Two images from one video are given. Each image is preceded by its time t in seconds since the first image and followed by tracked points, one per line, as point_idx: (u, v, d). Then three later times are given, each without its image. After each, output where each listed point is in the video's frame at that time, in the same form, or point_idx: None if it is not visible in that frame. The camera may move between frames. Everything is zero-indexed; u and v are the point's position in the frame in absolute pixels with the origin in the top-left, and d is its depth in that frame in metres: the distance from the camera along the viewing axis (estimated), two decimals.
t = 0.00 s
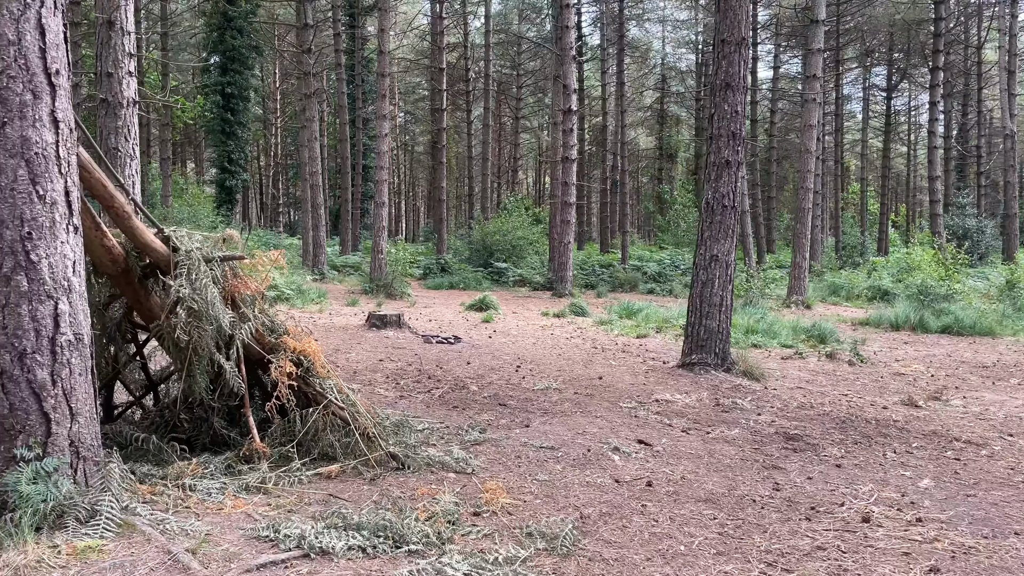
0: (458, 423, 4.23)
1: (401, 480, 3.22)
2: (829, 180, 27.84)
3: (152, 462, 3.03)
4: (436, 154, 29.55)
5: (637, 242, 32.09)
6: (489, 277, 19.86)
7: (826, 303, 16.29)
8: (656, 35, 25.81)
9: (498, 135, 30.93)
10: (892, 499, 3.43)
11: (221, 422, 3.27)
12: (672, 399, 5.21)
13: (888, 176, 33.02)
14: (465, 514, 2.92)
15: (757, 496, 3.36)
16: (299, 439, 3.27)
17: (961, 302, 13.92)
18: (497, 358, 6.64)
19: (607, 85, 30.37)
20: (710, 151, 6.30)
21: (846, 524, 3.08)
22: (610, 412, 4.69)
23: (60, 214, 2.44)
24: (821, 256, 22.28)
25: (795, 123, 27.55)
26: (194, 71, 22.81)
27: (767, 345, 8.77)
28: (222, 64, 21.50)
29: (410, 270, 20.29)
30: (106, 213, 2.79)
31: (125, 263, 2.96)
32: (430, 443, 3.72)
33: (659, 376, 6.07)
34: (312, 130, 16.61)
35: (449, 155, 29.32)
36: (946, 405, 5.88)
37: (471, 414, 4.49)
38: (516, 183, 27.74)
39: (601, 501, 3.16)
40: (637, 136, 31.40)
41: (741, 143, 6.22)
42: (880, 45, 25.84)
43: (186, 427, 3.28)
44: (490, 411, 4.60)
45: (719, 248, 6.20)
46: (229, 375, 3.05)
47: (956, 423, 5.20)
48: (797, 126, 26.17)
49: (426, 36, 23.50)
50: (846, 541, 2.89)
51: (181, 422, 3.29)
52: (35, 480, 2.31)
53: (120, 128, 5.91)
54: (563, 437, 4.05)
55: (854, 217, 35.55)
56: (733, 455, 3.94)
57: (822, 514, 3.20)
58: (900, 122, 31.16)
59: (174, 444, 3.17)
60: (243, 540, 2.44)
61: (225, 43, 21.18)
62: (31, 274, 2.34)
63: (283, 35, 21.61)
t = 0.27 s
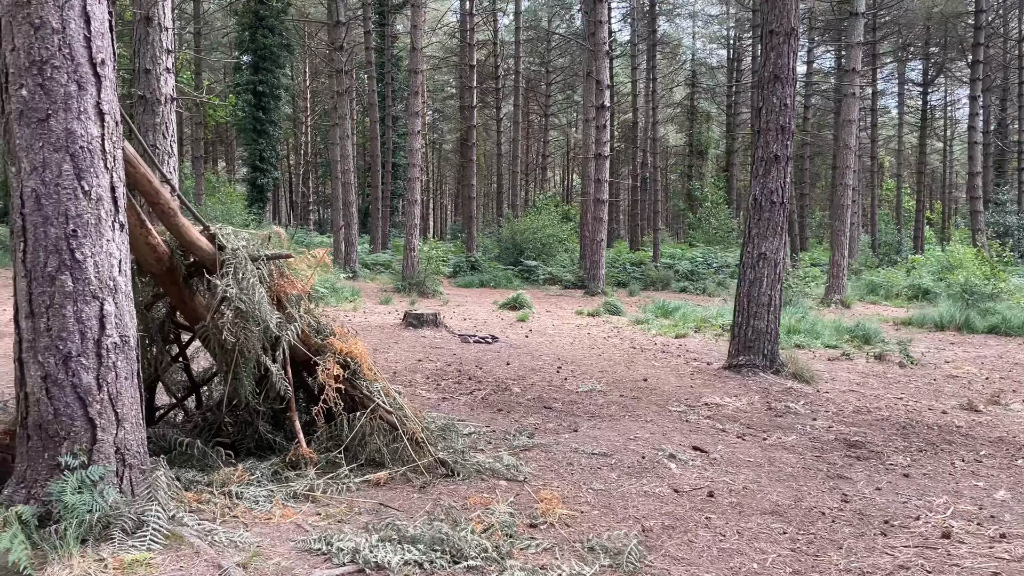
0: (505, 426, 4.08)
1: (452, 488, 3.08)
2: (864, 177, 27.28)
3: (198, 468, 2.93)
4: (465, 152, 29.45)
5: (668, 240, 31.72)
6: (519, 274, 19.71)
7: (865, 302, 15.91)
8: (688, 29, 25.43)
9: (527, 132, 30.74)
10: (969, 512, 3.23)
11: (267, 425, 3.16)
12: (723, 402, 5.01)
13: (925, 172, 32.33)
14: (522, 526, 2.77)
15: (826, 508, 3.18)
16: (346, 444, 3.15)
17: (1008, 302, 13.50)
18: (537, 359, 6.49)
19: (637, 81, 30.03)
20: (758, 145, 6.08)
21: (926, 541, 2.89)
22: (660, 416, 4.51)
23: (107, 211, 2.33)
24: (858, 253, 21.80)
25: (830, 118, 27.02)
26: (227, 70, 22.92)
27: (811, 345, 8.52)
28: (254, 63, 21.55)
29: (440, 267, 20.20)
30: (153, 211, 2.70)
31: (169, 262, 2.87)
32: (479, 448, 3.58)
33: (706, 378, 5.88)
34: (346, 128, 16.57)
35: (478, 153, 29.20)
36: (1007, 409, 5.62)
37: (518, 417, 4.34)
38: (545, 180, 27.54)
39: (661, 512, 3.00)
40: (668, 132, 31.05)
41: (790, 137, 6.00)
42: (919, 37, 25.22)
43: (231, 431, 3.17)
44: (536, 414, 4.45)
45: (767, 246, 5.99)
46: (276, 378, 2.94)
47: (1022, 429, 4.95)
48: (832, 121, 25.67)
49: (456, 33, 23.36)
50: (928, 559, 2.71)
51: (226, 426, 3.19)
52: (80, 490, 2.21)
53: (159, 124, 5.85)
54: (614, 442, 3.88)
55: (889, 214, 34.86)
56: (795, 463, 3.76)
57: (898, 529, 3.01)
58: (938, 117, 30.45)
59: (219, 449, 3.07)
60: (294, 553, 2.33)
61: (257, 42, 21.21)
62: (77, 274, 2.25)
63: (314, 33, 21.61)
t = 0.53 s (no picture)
0: (551, 434, 3.94)
1: (502, 502, 2.94)
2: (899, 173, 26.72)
3: (242, 479, 2.83)
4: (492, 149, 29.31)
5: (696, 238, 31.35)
6: (548, 273, 19.53)
7: (903, 302, 15.54)
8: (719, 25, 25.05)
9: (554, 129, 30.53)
10: None
11: (310, 435, 3.05)
12: (773, 409, 4.82)
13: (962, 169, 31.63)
14: (579, 545, 2.63)
15: (898, 527, 3.01)
16: (393, 455, 3.04)
17: None
18: (575, 361, 6.33)
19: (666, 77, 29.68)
20: (806, 141, 5.87)
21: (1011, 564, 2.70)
22: (711, 424, 4.34)
23: (152, 214, 2.23)
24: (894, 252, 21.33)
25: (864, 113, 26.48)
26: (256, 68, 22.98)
27: (854, 347, 8.27)
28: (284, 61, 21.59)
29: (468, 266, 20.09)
30: (197, 213, 2.59)
31: (213, 266, 2.77)
32: (528, 458, 3.44)
33: (752, 383, 5.70)
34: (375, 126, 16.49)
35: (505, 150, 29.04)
36: None
37: (563, 424, 4.19)
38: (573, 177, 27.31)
39: (724, 531, 2.85)
40: (697, 129, 30.67)
41: (840, 132, 5.77)
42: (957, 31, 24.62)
43: (274, 440, 3.07)
44: (582, 421, 4.30)
45: (816, 246, 5.79)
46: (321, 387, 2.82)
47: None
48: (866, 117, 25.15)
49: (484, 29, 23.21)
50: None
51: (268, 434, 3.09)
52: (125, 507, 2.11)
53: (194, 123, 5.77)
54: (666, 452, 3.72)
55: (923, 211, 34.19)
56: (858, 477, 3.58)
57: (979, 551, 2.83)
58: (975, 112, 29.75)
59: (262, 459, 2.97)
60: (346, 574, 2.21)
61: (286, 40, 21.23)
62: (121, 281, 2.15)
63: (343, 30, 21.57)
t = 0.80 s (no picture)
0: (601, 436, 3.80)
1: (559, 508, 2.81)
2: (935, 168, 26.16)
3: (292, 483, 2.74)
4: (518, 145, 29.16)
5: (726, 233, 30.98)
6: (577, 269, 19.34)
7: (942, 299, 15.17)
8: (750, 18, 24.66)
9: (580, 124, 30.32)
10: None
11: (360, 438, 2.96)
12: (828, 411, 4.65)
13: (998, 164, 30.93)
14: (645, 557, 2.49)
15: (977, 539, 2.83)
16: (446, 458, 2.93)
17: None
18: (616, 360, 6.19)
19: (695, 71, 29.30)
20: (856, 133, 5.67)
21: None
22: (766, 427, 4.17)
23: (205, 208, 2.13)
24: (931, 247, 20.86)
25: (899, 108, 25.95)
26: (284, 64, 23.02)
27: (899, 346, 8.05)
28: (312, 57, 21.60)
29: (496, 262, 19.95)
30: (247, 208, 2.50)
31: (262, 262, 2.67)
32: (582, 462, 3.30)
33: (801, 383, 5.52)
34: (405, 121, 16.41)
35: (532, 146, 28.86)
36: None
37: (611, 425, 4.05)
38: (601, 173, 27.06)
39: (794, 543, 2.70)
40: (726, 125, 30.29)
41: (893, 124, 5.56)
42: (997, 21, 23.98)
43: (323, 443, 2.97)
44: (631, 421, 4.16)
45: (868, 242, 5.60)
46: (373, 388, 2.72)
47: None
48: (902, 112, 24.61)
49: (512, 24, 23.05)
50: None
51: (317, 436, 3.00)
52: (178, 515, 2.01)
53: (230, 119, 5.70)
54: (724, 456, 3.57)
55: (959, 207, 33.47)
56: (928, 485, 3.40)
57: None
58: (1013, 106, 29.05)
59: (310, 462, 2.87)
60: None
61: (315, 37, 21.24)
62: (173, 278, 2.05)
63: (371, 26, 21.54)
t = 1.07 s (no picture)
0: (657, 444, 3.67)
1: (624, 523, 2.69)
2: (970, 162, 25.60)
3: (347, 495, 2.64)
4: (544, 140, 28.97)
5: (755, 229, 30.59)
6: (605, 266, 19.15)
7: (982, 297, 14.79)
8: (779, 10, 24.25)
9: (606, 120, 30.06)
10: None
11: (416, 448, 2.85)
12: (887, 417, 4.47)
13: None
14: None
15: None
16: (504, 470, 2.81)
17: None
18: (658, 361, 6.04)
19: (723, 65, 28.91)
20: (910, 127, 5.46)
21: None
22: (826, 434, 4.01)
23: (267, 212, 2.03)
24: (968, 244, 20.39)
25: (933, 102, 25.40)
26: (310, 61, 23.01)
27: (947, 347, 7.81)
28: (338, 54, 21.57)
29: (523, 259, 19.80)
30: (305, 211, 2.40)
31: (317, 267, 2.57)
32: (642, 473, 3.17)
33: (854, 386, 5.33)
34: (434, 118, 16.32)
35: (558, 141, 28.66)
36: None
37: (666, 432, 3.91)
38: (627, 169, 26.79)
39: (875, 563, 2.55)
40: (754, 119, 29.88)
41: (950, 118, 5.34)
42: None
43: (377, 453, 2.86)
44: (685, 428, 4.01)
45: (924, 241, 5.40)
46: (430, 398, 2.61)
47: None
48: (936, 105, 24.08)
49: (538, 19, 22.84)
50: None
51: (370, 445, 2.90)
52: (240, 535, 1.92)
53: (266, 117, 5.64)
54: (788, 466, 3.43)
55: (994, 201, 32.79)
56: (1007, 498, 3.23)
57: None
58: None
59: (365, 473, 2.77)
60: None
61: (341, 33, 21.20)
62: (234, 285, 1.95)
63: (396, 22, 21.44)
